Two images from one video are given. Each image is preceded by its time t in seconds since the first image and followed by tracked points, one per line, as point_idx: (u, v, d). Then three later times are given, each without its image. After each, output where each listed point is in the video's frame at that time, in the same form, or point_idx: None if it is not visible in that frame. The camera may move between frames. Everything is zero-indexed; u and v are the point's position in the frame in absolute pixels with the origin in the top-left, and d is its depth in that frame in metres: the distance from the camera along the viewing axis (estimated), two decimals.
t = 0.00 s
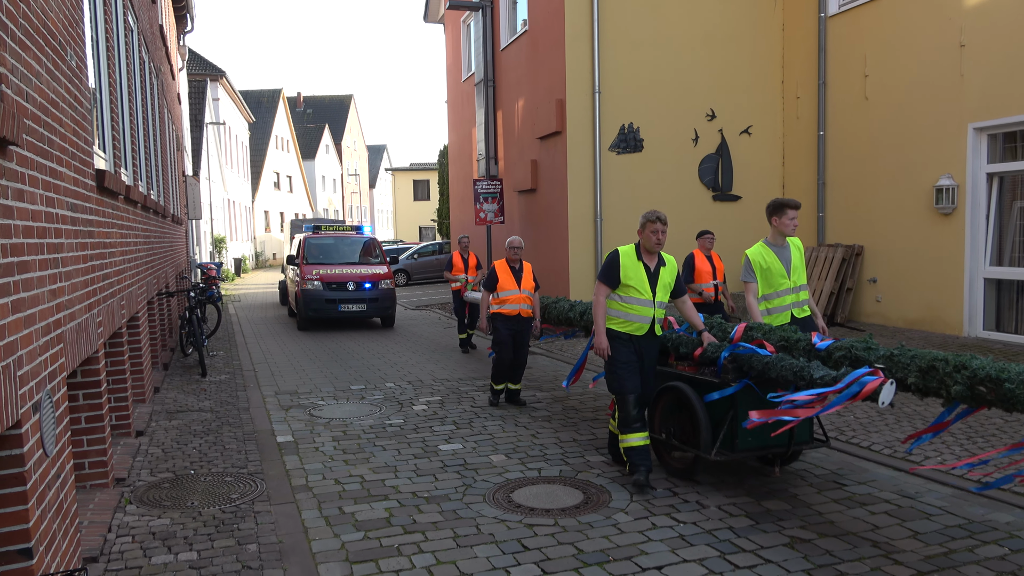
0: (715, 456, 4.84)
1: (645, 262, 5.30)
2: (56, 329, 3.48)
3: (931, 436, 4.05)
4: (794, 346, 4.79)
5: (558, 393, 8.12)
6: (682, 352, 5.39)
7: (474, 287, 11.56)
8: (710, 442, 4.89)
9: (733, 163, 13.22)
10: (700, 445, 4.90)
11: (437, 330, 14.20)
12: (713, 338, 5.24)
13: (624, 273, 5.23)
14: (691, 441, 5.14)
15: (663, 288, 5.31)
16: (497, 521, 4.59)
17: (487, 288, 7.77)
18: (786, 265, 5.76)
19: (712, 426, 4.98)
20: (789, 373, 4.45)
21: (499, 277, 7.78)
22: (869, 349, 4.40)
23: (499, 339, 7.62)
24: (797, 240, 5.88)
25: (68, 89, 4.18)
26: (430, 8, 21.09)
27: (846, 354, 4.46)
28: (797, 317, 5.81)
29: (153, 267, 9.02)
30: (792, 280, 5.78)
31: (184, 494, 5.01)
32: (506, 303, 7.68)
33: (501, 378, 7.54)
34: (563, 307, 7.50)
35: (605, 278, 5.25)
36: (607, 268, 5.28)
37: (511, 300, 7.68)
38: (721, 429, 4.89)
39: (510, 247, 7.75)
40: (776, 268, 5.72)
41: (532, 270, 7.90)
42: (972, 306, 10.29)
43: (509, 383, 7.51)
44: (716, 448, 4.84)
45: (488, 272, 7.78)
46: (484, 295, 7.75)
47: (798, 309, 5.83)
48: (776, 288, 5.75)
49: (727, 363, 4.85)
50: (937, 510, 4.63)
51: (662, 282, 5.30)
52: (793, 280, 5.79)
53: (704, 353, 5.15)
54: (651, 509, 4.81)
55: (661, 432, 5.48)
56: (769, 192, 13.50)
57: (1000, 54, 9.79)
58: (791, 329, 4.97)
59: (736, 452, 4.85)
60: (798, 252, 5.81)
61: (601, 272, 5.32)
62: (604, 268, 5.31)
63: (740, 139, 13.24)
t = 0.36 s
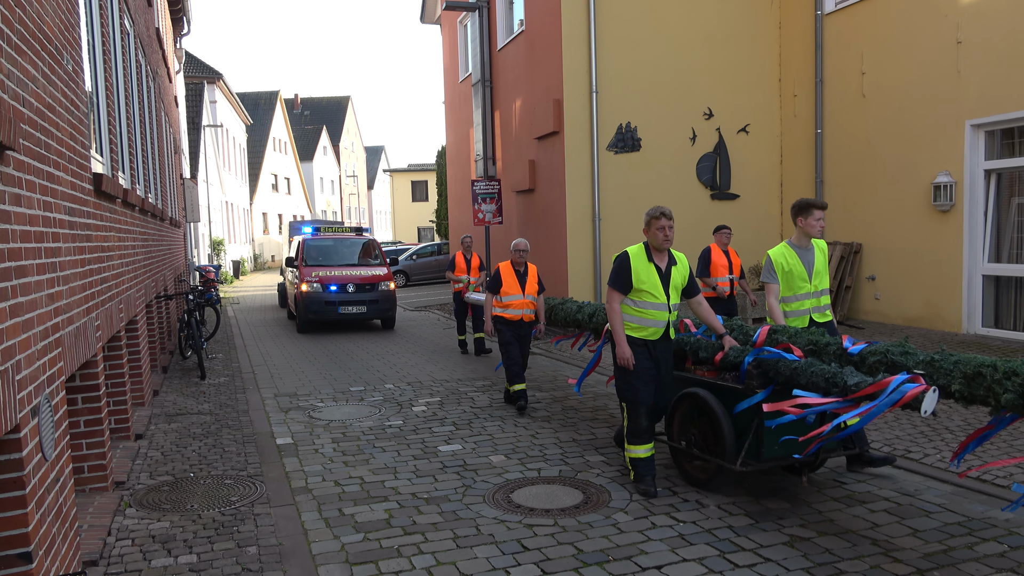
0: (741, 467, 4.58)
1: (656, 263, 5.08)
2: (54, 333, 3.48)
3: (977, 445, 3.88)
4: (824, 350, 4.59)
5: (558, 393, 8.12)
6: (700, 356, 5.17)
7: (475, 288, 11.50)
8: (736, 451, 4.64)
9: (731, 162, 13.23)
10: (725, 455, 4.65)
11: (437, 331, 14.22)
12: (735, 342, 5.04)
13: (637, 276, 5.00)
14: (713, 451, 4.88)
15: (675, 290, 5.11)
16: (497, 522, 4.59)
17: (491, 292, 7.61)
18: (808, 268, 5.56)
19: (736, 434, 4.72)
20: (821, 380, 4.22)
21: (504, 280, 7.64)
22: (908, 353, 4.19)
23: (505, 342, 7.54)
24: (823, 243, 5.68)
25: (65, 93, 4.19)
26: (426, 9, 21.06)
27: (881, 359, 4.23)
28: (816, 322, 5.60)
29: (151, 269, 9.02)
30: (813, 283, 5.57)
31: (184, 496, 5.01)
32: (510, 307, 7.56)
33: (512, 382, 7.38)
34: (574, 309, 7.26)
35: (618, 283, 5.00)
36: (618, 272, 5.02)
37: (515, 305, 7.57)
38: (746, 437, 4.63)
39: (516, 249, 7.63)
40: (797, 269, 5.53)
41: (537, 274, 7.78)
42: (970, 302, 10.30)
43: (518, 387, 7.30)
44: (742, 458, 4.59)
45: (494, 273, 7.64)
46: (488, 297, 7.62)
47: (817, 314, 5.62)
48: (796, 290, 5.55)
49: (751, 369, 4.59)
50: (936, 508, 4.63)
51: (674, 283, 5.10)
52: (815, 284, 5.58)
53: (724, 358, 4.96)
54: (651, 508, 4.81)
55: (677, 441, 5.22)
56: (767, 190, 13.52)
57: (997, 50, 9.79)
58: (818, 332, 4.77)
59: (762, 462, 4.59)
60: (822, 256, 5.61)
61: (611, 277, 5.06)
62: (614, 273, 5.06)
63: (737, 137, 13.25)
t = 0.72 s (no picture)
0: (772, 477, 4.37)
1: (673, 264, 4.85)
2: (54, 334, 3.48)
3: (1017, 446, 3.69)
4: (860, 354, 4.40)
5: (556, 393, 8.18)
6: (727, 361, 4.92)
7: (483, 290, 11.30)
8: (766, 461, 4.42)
9: (729, 162, 13.25)
10: (754, 464, 4.44)
11: (436, 332, 14.25)
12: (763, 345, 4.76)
13: (653, 276, 4.80)
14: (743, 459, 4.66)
15: (691, 293, 4.87)
16: (497, 522, 4.59)
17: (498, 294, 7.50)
18: (852, 265, 5.38)
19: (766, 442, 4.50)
20: (862, 386, 3.97)
21: (511, 282, 7.53)
22: (955, 357, 3.98)
23: (514, 349, 7.39)
24: (864, 240, 5.51)
25: (64, 94, 4.19)
26: (425, 10, 21.04)
27: (926, 363, 4.05)
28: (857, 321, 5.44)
29: (151, 271, 9.01)
30: (855, 281, 5.40)
31: (184, 498, 5.01)
32: (518, 310, 7.46)
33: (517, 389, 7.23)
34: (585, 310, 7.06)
35: (633, 283, 4.78)
36: (634, 271, 4.80)
37: (524, 307, 7.46)
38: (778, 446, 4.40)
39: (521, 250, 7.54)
40: (841, 266, 5.35)
41: (543, 274, 7.69)
42: (969, 301, 10.31)
43: (525, 394, 7.20)
44: (773, 468, 4.37)
45: (499, 277, 7.50)
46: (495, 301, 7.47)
47: (858, 313, 5.45)
48: (839, 288, 5.37)
49: (784, 373, 4.31)
50: (935, 506, 4.64)
51: (689, 287, 4.87)
52: (856, 282, 5.40)
53: (753, 362, 4.69)
54: (650, 507, 4.82)
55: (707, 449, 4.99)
56: (765, 189, 13.55)
57: (995, 48, 9.79)
58: (853, 334, 4.57)
59: (794, 472, 4.36)
60: (865, 253, 5.44)
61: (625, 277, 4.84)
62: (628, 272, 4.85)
63: (736, 136, 13.27)
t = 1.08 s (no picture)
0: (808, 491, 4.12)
1: (709, 261, 4.67)
2: (54, 335, 3.48)
3: None
4: (903, 360, 4.23)
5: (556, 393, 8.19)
6: (756, 365, 4.78)
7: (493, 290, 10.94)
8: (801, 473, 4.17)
9: (729, 161, 13.25)
10: (787, 476, 4.20)
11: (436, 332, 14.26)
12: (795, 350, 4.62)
13: (688, 272, 4.61)
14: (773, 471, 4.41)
15: (727, 292, 4.71)
16: (497, 522, 4.60)
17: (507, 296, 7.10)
18: (889, 266, 4.98)
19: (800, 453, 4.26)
20: (907, 396, 3.78)
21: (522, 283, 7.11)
22: (1011, 366, 3.76)
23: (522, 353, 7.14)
24: (904, 239, 5.10)
25: (63, 95, 4.19)
26: (425, 9, 21.01)
27: (978, 371, 3.82)
28: (893, 326, 5.05)
29: (151, 271, 9.00)
30: (892, 283, 5.01)
31: (184, 498, 5.01)
32: (527, 312, 7.08)
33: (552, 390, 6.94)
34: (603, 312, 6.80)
35: (667, 277, 4.59)
36: (669, 266, 4.60)
37: (534, 309, 7.07)
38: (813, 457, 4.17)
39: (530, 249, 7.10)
40: (877, 267, 4.95)
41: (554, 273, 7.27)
42: (969, 300, 10.32)
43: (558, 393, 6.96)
44: (809, 481, 4.13)
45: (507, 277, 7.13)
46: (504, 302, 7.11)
47: (895, 317, 5.06)
48: (875, 289, 4.98)
49: (819, 382, 4.19)
50: (933, 505, 4.64)
51: (726, 285, 4.70)
52: (894, 284, 5.02)
53: (785, 368, 4.55)
54: (650, 507, 4.82)
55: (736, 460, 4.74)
56: (765, 188, 13.55)
57: (994, 47, 9.79)
58: (895, 340, 4.44)
59: (832, 486, 4.13)
60: (904, 253, 5.03)
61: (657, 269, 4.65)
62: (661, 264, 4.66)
63: (736, 136, 13.27)
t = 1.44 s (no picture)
0: (853, 508, 3.86)
1: (746, 269, 4.27)
2: (55, 335, 3.48)
3: None
4: (957, 367, 3.95)
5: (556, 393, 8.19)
6: (793, 372, 4.44)
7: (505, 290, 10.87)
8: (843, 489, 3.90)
9: (730, 161, 13.25)
10: (829, 492, 3.93)
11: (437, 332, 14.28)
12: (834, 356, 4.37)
13: (721, 283, 4.21)
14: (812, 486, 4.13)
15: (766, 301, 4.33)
16: (498, 521, 4.60)
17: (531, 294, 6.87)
18: (929, 264, 4.83)
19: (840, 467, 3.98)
20: (964, 404, 3.52)
21: (547, 281, 6.88)
22: None
23: (544, 352, 6.85)
24: (944, 233, 4.95)
25: (63, 95, 4.19)
26: (425, 9, 21.02)
27: None
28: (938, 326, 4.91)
29: (151, 271, 9.00)
30: (934, 282, 4.87)
31: (185, 498, 5.01)
32: (552, 310, 6.82)
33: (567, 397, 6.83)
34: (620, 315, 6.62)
35: (695, 285, 4.21)
36: (703, 276, 4.21)
37: (559, 308, 6.83)
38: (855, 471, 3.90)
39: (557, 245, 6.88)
40: (916, 266, 4.82)
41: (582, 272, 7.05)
42: (970, 299, 10.32)
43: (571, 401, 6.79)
44: (854, 497, 3.86)
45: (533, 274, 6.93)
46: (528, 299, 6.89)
47: (939, 316, 4.92)
48: (915, 289, 4.85)
49: (863, 390, 3.94)
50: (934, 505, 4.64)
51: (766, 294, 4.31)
52: (936, 282, 4.87)
53: (824, 374, 4.28)
54: (651, 506, 4.82)
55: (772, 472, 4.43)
56: (766, 188, 13.54)
57: (996, 47, 9.78)
58: (944, 345, 4.13)
59: (876, 502, 3.86)
60: (945, 249, 4.88)
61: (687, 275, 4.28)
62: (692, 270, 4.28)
63: (737, 135, 13.26)
